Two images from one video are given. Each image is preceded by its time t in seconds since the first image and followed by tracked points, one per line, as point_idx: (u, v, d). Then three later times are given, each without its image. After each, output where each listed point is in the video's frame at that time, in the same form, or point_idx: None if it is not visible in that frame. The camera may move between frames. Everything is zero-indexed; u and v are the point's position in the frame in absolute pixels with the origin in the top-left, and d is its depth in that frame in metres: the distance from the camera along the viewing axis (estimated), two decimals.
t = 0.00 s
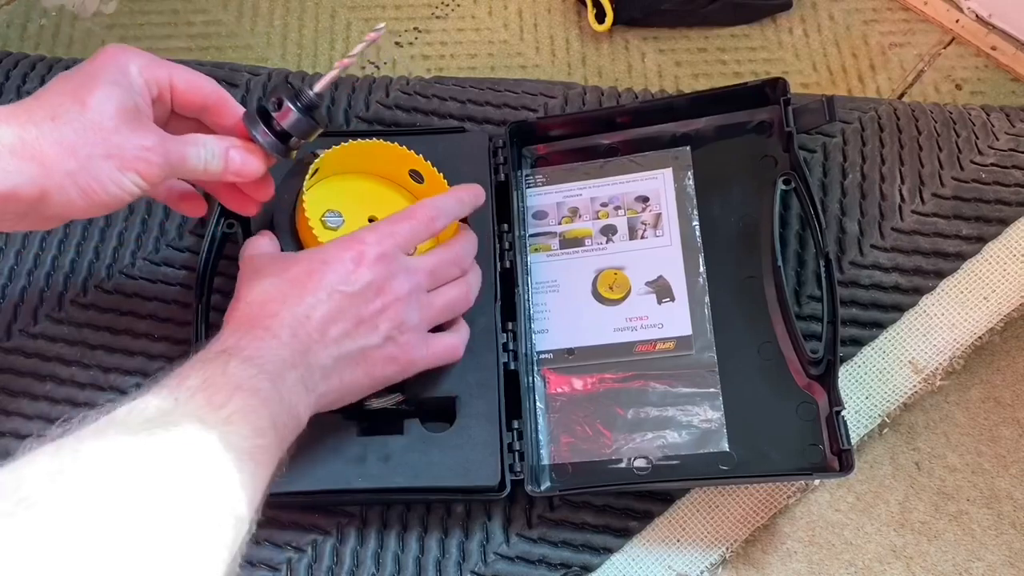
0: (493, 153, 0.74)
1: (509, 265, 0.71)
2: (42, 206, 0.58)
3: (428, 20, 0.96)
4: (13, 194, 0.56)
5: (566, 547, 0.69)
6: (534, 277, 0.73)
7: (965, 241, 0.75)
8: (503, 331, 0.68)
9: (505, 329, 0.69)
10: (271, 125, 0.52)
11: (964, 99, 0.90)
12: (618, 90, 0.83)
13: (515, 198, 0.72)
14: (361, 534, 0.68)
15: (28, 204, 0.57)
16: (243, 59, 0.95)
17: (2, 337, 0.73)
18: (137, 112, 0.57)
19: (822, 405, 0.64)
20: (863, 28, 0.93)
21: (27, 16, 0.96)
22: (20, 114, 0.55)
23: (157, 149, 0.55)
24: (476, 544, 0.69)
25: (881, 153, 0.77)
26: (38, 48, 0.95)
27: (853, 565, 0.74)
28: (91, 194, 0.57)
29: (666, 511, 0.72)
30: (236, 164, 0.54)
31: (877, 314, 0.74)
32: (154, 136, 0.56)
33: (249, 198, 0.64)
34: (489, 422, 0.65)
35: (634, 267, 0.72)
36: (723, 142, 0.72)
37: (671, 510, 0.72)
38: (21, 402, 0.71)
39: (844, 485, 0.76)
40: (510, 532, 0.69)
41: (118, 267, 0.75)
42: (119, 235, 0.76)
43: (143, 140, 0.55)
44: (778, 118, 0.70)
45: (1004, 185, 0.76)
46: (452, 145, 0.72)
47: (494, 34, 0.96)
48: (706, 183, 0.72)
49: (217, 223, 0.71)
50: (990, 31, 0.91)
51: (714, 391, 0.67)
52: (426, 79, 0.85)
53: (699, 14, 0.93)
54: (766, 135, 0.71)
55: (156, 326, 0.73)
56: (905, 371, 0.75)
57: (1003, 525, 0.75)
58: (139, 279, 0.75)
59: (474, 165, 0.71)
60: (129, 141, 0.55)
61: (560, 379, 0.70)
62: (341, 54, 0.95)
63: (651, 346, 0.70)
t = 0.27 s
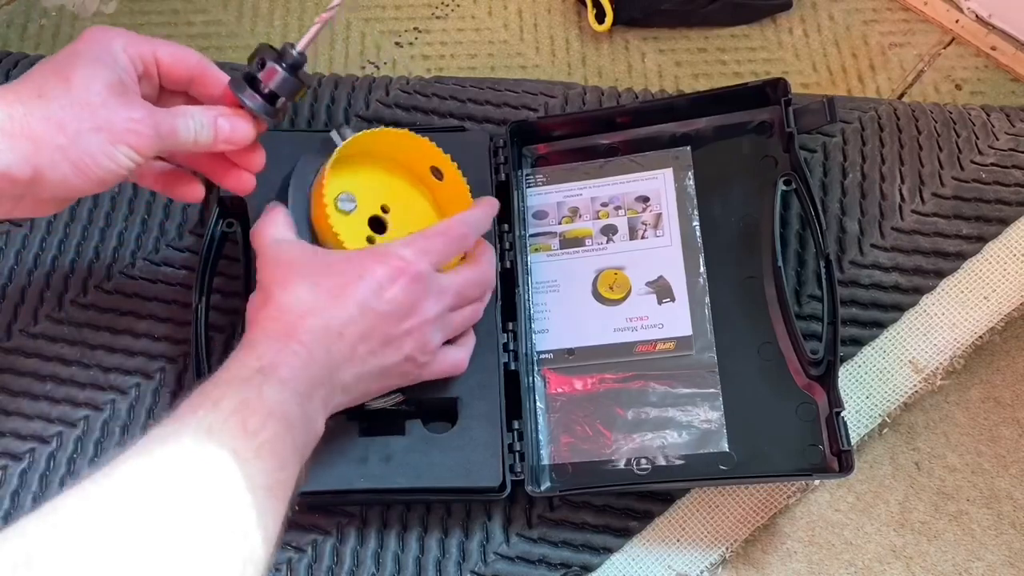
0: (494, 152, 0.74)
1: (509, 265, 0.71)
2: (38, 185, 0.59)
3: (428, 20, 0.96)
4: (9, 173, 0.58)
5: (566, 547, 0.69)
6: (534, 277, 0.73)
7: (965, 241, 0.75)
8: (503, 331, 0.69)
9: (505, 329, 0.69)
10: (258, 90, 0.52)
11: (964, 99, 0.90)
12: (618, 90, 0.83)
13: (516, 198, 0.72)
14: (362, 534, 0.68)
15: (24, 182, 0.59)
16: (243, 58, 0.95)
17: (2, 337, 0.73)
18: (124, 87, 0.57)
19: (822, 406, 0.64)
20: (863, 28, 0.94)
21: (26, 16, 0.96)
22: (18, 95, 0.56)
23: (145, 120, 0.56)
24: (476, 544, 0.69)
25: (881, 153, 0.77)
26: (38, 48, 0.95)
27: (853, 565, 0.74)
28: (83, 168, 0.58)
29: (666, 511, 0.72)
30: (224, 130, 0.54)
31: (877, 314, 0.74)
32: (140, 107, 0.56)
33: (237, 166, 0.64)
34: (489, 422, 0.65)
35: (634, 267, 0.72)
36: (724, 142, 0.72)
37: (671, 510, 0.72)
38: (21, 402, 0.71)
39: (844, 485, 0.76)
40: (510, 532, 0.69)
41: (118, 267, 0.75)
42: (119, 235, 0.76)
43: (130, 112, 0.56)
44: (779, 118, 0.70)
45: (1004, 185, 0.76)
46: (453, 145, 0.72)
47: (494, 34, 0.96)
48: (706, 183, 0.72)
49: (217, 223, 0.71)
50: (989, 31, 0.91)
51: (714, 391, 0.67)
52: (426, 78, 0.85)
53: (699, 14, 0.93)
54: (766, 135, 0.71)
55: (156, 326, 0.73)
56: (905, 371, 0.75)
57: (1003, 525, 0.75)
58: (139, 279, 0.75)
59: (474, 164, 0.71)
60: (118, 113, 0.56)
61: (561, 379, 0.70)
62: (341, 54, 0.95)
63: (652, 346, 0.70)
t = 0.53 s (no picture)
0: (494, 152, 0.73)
1: (511, 265, 0.70)
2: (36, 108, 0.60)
3: (428, 20, 0.96)
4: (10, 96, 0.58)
5: (566, 547, 0.69)
6: (534, 276, 0.73)
7: (967, 240, 0.75)
8: (503, 331, 0.69)
9: (505, 329, 0.69)
10: (312, 27, 0.55)
11: (964, 99, 0.90)
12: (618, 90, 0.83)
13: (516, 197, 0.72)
14: (362, 534, 0.68)
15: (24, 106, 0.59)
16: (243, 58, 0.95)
17: (2, 337, 0.73)
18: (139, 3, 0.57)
19: (821, 405, 0.64)
20: (863, 28, 0.94)
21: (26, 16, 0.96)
22: (26, 6, 0.55)
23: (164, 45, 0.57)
24: (476, 544, 0.69)
25: (882, 152, 0.77)
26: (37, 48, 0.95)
27: (853, 565, 0.74)
28: (86, 94, 0.59)
29: (666, 511, 0.72)
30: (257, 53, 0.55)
31: (878, 313, 0.74)
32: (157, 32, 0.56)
33: (246, 91, 0.68)
34: (489, 422, 0.65)
35: (634, 266, 0.72)
36: (724, 141, 0.72)
37: (671, 510, 0.73)
38: (21, 402, 0.71)
39: (844, 485, 0.76)
40: (510, 532, 0.69)
41: (117, 268, 0.75)
42: (118, 235, 0.76)
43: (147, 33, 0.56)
44: (779, 117, 0.70)
45: (1004, 184, 0.76)
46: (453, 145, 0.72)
47: (494, 34, 0.96)
48: (706, 182, 0.72)
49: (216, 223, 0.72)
50: (989, 31, 0.91)
51: (714, 391, 0.67)
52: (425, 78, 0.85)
53: (699, 14, 0.93)
54: (766, 133, 0.71)
55: (156, 326, 0.73)
56: (906, 370, 0.75)
57: (1003, 525, 0.75)
58: (139, 279, 0.75)
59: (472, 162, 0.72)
60: (132, 36, 0.57)
61: (561, 378, 0.70)
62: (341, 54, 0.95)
63: (652, 346, 0.70)
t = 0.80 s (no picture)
0: (493, 151, 0.74)
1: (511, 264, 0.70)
2: None
3: (428, 20, 0.96)
4: None
5: (566, 547, 0.69)
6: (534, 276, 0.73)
7: (966, 240, 0.75)
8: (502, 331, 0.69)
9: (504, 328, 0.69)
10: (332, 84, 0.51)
11: (964, 99, 0.89)
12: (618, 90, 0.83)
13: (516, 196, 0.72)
14: (362, 534, 0.68)
15: None
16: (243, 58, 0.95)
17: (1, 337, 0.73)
18: None
19: (821, 405, 0.64)
20: (863, 28, 0.94)
21: (26, 17, 0.96)
22: None
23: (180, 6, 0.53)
24: (476, 544, 0.69)
25: (882, 152, 0.77)
26: (38, 48, 0.95)
27: (853, 565, 0.74)
28: None
29: (665, 511, 0.72)
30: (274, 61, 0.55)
31: (878, 314, 0.74)
32: None
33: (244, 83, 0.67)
34: (489, 422, 0.65)
35: (634, 266, 0.72)
36: (724, 141, 0.72)
37: (671, 510, 0.73)
38: (21, 402, 0.71)
39: (844, 485, 0.76)
40: (510, 532, 0.69)
41: (117, 268, 0.75)
42: (118, 235, 0.76)
43: None
44: (779, 117, 0.70)
45: (1004, 184, 0.76)
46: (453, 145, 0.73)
47: (494, 34, 0.96)
48: (706, 182, 0.73)
49: (216, 223, 0.72)
50: (989, 31, 0.91)
51: (714, 391, 0.67)
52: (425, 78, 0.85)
53: (699, 14, 0.93)
54: (766, 134, 0.71)
55: (156, 326, 0.73)
56: (906, 371, 0.75)
57: (1003, 525, 0.75)
58: (139, 279, 0.75)
59: (472, 163, 0.73)
60: None
61: (561, 378, 0.70)
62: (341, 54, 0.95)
63: (652, 346, 0.70)
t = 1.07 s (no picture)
0: (494, 151, 0.74)
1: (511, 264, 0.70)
2: None
3: (428, 20, 0.96)
4: None
5: (566, 547, 0.69)
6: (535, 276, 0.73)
7: (966, 240, 0.75)
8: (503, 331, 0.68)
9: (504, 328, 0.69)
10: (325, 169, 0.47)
11: (964, 99, 0.89)
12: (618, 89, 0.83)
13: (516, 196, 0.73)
14: (362, 534, 0.68)
15: None
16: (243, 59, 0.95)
17: (2, 337, 0.73)
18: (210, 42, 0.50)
19: (821, 405, 0.64)
20: (863, 28, 0.94)
21: (27, 17, 0.96)
22: None
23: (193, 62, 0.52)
24: (476, 544, 0.69)
25: (882, 152, 0.77)
26: (38, 48, 0.95)
27: (853, 565, 0.74)
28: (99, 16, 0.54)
29: (665, 511, 0.72)
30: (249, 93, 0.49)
31: (878, 313, 0.74)
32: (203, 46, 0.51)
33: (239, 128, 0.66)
34: (489, 422, 0.65)
35: (634, 266, 0.72)
36: (724, 141, 0.72)
37: (671, 510, 0.73)
38: (21, 402, 0.71)
39: (844, 485, 0.76)
40: (510, 532, 0.69)
41: (117, 267, 0.75)
42: (118, 235, 0.76)
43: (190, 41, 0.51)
44: (779, 117, 0.70)
45: (1004, 184, 0.76)
46: (453, 145, 0.73)
47: (494, 34, 0.96)
48: (706, 182, 0.73)
49: (217, 223, 0.73)
50: (989, 31, 0.91)
51: (714, 391, 0.67)
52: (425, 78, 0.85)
53: (699, 15, 0.93)
54: (766, 134, 0.71)
55: (156, 326, 0.73)
56: (906, 371, 0.75)
57: (1003, 525, 0.75)
58: (139, 279, 0.75)
59: (472, 163, 0.72)
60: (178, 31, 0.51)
61: (561, 378, 0.70)
62: (341, 54, 0.95)
63: (652, 346, 0.70)
